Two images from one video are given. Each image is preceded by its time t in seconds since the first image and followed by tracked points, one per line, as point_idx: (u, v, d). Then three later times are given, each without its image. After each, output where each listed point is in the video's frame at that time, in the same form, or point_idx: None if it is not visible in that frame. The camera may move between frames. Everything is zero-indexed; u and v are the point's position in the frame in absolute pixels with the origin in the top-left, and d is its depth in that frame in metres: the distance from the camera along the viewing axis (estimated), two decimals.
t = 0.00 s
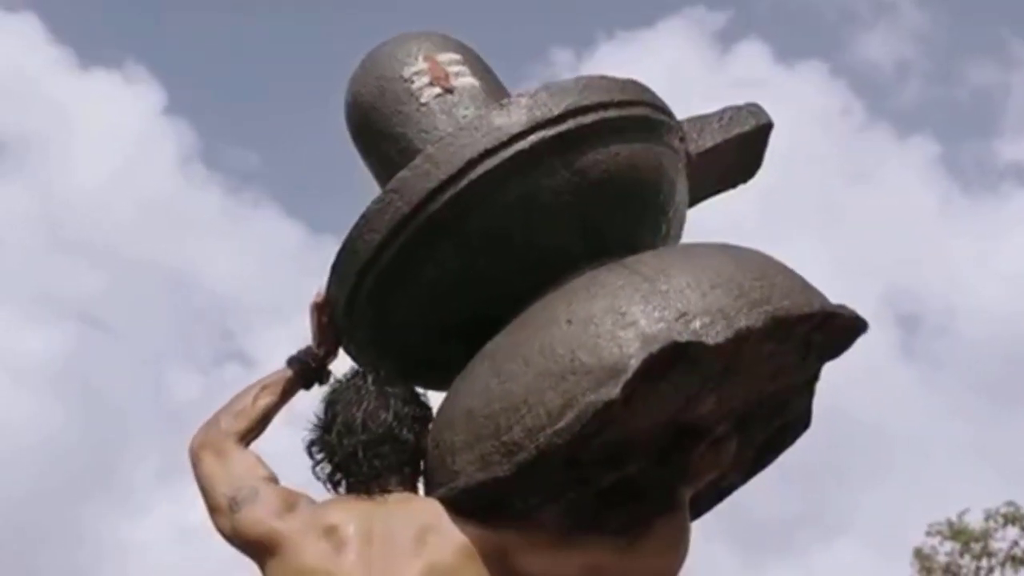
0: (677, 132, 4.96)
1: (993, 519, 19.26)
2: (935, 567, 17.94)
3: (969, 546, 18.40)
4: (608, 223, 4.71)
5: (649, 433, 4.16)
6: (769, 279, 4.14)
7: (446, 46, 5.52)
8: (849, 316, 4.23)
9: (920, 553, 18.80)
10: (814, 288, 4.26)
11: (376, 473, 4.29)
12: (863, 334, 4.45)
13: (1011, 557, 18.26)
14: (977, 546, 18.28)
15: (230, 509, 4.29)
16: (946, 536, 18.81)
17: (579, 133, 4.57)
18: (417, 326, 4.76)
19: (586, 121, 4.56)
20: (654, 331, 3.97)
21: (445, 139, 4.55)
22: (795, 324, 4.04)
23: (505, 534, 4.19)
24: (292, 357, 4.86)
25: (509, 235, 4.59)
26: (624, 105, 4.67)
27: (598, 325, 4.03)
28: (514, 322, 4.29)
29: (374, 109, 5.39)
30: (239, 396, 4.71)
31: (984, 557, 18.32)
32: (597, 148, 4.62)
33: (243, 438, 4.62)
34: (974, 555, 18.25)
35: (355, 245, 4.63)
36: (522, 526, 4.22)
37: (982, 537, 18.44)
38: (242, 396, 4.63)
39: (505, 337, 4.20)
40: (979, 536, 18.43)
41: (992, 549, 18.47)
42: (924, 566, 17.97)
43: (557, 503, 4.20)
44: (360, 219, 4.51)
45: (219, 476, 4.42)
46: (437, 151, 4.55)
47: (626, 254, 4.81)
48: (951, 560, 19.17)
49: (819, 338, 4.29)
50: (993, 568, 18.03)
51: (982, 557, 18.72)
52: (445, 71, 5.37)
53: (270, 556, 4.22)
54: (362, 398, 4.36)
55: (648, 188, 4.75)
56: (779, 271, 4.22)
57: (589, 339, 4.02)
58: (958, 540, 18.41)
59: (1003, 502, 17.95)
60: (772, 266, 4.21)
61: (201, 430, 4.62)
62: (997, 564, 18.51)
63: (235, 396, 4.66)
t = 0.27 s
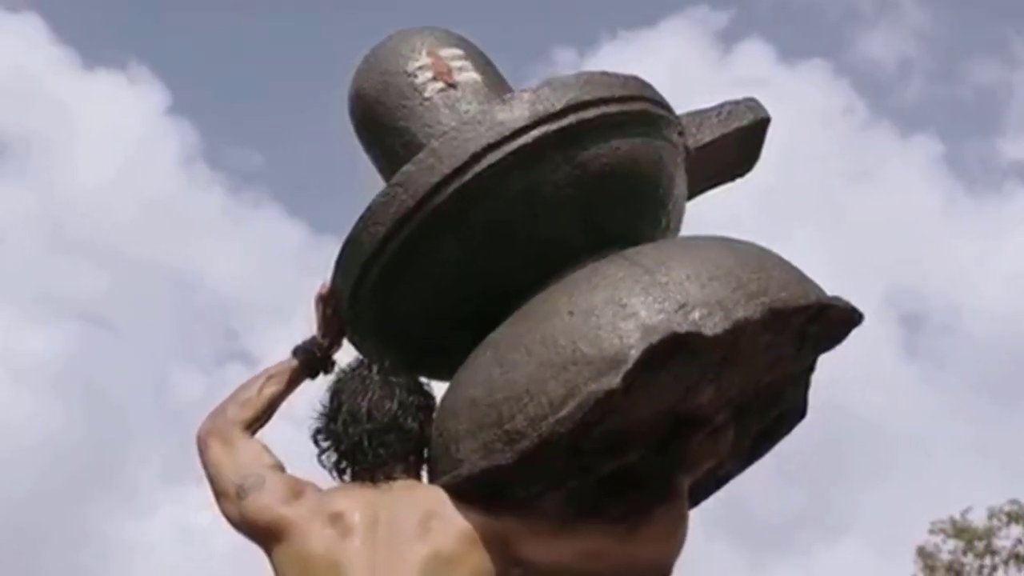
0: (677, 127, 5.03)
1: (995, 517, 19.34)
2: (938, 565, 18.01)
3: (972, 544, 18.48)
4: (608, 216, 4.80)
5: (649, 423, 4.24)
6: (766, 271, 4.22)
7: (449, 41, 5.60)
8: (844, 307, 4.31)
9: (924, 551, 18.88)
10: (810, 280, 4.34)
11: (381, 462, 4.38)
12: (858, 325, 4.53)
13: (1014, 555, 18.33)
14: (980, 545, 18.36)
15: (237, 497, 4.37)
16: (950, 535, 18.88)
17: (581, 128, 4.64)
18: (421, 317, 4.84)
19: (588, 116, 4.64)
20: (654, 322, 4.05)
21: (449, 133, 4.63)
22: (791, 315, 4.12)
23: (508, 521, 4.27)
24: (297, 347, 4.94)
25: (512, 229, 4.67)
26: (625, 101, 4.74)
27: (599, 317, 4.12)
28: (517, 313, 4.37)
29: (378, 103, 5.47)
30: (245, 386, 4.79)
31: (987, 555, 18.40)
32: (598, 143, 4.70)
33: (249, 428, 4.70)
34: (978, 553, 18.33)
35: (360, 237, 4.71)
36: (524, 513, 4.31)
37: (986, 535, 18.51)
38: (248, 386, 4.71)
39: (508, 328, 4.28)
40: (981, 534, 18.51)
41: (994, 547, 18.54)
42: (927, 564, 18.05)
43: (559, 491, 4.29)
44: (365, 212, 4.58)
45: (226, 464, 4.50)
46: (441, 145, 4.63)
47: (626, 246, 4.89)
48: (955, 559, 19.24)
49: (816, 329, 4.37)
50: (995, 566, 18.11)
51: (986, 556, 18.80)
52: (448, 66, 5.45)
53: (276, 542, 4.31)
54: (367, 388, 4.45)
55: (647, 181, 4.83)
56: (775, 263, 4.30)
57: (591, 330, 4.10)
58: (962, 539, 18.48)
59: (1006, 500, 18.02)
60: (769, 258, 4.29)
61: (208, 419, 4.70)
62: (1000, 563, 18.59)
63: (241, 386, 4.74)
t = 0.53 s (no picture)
0: (676, 121, 5.12)
1: (998, 514, 19.42)
2: (940, 562, 18.09)
3: (976, 541, 18.56)
4: (607, 208, 4.90)
5: (647, 411, 4.34)
6: (762, 263, 4.32)
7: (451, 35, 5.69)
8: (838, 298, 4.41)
9: (926, 548, 18.96)
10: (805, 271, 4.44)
11: (385, 448, 4.49)
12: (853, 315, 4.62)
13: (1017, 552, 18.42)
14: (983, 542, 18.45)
15: (244, 480, 4.47)
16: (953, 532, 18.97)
17: (582, 121, 4.74)
18: (424, 305, 4.93)
19: (588, 110, 4.72)
20: (653, 312, 4.15)
21: (452, 126, 4.72)
22: (786, 305, 4.22)
23: (510, 506, 4.37)
24: (301, 334, 5.04)
25: (513, 220, 4.77)
26: (626, 94, 4.84)
27: (599, 307, 4.22)
28: (518, 303, 4.47)
29: (381, 95, 5.56)
30: (252, 371, 4.88)
31: (991, 552, 18.49)
32: (598, 136, 4.79)
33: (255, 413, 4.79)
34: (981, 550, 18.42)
35: (364, 228, 4.80)
36: (524, 498, 4.41)
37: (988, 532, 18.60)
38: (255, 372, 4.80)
39: (510, 318, 4.38)
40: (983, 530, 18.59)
41: (997, 543, 18.63)
42: (930, 562, 18.13)
43: (559, 476, 4.39)
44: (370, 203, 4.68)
45: (234, 448, 4.60)
46: (445, 138, 4.72)
47: (625, 237, 4.99)
48: (958, 555, 19.34)
49: (811, 318, 4.47)
50: (998, 562, 18.19)
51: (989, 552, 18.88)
52: (450, 60, 5.54)
53: (283, 525, 4.41)
54: (372, 376, 4.56)
55: (646, 173, 4.92)
56: (771, 255, 4.40)
57: (592, 320, 4.20)
58: (964, 536, 18.57)
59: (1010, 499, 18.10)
60: (764, 249, 4.39)
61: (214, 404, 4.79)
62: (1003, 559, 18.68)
63: (247, 372, 4.82)
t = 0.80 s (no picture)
0: (675, 115, 5.20)
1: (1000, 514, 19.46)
2: (942, 561, 18.17)
3: (977, 539, 18.63)
4: (606, 201, 4.97)
5: (645, 400, 4.42)
6: (758, 255, 4.39)
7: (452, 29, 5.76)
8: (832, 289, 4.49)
9: (927, 546, 19.03)
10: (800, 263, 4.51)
11: (388, 436, 4.57)
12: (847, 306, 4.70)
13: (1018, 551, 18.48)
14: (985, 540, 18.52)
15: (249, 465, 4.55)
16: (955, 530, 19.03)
17: (582, 116, 4.81)
18: (425, 296, 5.01)
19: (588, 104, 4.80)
20: (652, 303, 4.22)
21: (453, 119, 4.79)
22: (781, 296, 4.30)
23: (509, 493, 4.45)
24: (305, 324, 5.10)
25: (513, 212, 4.84)
26: (625, 89, 4.91)
27: (598, 298, 4.29)
28: (517, 294, 4.54)
29: (383, 88, 5.63)
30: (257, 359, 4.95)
31: (993, 551, 18.55)
32: (598, 130, 4.86)
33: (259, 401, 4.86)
34: (982, 548, 18.49)
35: (367, 219, 4.88)
36: (523, 486, 4.48)
37: (989, 530, 18.67)
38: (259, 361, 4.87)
39: (510, 308, 4.46)
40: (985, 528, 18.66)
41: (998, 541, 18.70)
42: (932, 560, 18.21)
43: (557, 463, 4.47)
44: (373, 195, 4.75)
45: (238, 434, 4.68)
46: (447, 131, 4.79)
47: (623, 230, 5.06)
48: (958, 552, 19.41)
49: (805, 310, 4.54)
50: (999, 561, 18.26)
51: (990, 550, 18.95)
52: (452, 54, 5.61)
53: (286, 511, 4.49)
54: (375, 365, 4.65)
55: (645, 167, 4.99)
56: (766, 247, 4.47)
57: (591, 311, 4.28)
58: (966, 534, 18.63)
59: (1016, 501, 18.14)
60: (760, 242, 4.46)
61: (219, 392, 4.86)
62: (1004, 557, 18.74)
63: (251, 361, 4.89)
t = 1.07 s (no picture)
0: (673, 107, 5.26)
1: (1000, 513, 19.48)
2: (942, 560, 18.23)
3: (976, 538, 18.69)
4: (605, 191, 5.03)
5: (643, 386, 4.49)
6: (754, 244, 4.47)
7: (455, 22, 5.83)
8: (827, 278, 4.56)
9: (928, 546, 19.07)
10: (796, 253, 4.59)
11: (390, 421, 4.63)
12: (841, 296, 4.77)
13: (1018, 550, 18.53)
14: (986, 540, 18.58)
15: (253, 450, 4.61)
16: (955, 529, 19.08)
17: (582, 107, 4.87)
18: (426, 284, 5.07)
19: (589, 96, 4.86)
20: (650, 290, 4.29)
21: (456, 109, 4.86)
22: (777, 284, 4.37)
23: (509, 477, 4.51)
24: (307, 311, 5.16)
25: (513, 201, 4.91)
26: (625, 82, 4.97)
27: (598, 286, 4.36)
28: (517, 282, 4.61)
29: (386, 79, 5.70)
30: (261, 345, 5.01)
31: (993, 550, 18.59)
32: (598, 121, 4.93)
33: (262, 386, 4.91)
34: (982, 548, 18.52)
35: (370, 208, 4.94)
36: (522, 470, 4.55)
37: (989, 529, 18.73)
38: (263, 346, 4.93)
39: (510, 295, 4.52)
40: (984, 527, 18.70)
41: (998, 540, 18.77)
42: (932, 560, 18.27)
43: (556, 448, 4.53)
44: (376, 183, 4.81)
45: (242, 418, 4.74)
46: (450, 121, 4.85)
47: (622, 220, 5.13)
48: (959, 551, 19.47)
49: (801, 299, 4.61)
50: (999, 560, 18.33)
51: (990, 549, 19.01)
52: (454, 46, 5.67)
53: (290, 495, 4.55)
54: (377, 351, 4.71)
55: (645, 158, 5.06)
56: (763, 237, 4.54)
57: (591, 298, 4.35)
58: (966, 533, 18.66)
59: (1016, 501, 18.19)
60: (756, 232, 4.53)
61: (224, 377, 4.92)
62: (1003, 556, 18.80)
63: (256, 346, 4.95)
